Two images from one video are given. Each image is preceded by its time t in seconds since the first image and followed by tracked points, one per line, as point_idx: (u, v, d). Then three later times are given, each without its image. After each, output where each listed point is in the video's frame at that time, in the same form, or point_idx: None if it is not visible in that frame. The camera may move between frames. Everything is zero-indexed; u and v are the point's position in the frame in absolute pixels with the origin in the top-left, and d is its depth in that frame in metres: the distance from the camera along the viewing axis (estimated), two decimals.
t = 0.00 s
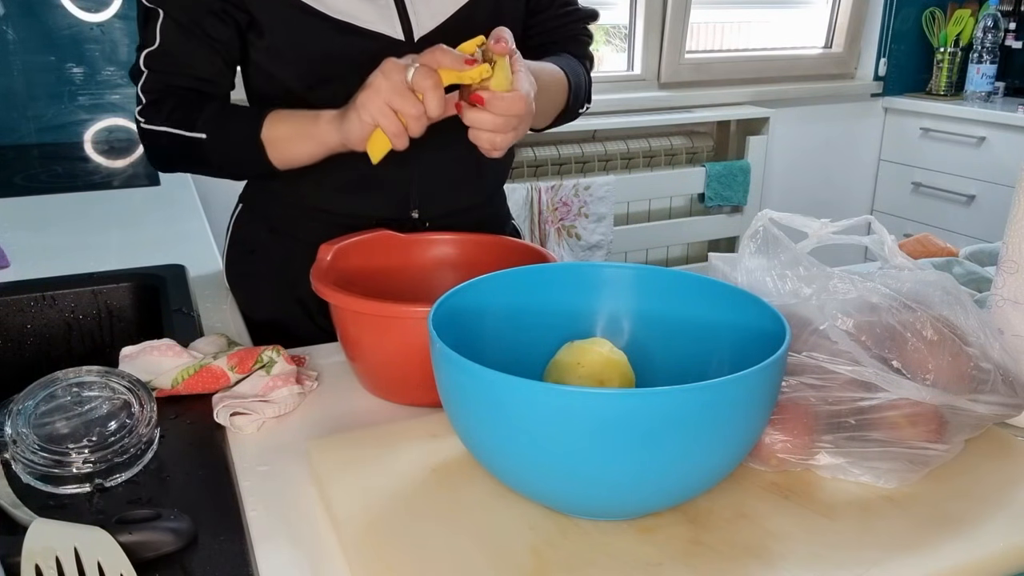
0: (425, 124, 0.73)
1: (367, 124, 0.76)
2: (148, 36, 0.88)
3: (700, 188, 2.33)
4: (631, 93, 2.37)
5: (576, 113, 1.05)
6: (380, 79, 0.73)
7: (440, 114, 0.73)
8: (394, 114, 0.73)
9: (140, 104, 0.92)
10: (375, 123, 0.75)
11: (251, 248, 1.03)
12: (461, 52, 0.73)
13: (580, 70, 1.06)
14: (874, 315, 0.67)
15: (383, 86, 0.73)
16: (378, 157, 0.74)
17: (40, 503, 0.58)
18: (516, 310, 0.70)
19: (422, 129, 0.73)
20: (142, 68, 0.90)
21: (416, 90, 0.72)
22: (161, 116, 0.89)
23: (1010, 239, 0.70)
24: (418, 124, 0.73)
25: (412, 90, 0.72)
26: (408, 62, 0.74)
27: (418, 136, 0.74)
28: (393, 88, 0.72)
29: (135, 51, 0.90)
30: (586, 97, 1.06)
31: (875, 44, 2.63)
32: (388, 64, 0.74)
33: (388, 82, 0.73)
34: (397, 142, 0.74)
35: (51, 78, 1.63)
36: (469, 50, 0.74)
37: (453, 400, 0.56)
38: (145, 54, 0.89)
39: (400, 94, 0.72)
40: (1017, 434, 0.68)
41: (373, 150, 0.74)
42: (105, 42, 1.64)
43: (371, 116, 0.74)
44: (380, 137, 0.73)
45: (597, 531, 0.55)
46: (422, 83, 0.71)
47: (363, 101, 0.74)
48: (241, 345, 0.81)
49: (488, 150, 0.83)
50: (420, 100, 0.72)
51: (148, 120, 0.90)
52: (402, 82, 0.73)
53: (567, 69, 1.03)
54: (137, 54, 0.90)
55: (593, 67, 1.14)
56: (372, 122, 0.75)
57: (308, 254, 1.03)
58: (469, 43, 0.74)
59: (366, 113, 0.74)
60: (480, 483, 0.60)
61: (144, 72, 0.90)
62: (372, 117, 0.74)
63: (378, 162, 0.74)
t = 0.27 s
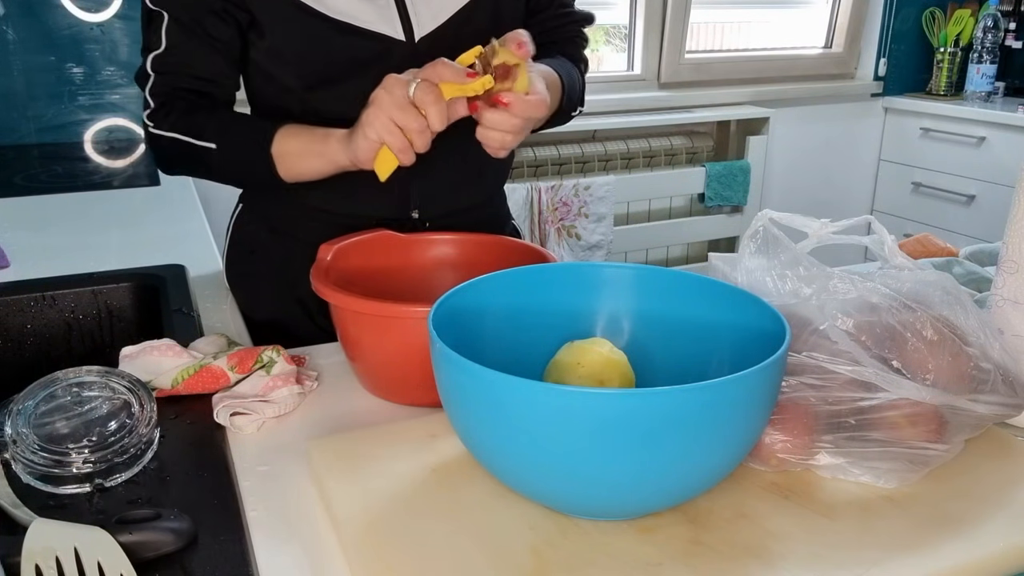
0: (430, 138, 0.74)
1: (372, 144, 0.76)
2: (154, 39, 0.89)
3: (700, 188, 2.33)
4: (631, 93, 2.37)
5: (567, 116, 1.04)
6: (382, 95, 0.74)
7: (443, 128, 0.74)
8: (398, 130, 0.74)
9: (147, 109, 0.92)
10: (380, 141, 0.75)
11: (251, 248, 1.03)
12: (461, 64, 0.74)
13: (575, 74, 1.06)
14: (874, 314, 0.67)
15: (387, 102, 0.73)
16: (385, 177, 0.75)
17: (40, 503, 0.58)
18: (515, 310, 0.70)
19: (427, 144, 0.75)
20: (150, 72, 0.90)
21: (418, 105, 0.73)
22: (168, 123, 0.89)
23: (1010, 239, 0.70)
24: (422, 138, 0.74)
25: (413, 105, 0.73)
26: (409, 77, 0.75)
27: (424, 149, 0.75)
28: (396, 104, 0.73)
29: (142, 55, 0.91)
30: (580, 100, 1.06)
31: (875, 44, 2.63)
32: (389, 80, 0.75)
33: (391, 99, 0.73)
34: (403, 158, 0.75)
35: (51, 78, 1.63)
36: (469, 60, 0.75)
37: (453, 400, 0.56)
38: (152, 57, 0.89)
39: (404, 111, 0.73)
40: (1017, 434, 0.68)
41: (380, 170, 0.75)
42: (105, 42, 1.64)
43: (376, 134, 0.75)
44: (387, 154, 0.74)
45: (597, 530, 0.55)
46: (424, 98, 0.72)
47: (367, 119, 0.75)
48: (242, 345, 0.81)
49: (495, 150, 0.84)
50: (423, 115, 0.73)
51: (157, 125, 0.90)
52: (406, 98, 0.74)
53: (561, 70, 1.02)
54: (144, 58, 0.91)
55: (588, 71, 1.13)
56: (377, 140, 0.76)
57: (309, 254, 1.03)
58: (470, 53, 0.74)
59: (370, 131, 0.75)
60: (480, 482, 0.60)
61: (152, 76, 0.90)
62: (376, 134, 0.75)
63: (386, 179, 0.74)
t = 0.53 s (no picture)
0: (436, 142, 0.74)
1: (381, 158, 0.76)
2: (183, 59, 0.90)
3: (700, 188, 2.33)
4: (631, 93, 2.37)
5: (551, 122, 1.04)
6: (381, 108, 0.74)
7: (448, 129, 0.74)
8: (402, 140, 0.74)
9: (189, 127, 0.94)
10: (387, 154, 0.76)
11: (251, 248, 1.03)
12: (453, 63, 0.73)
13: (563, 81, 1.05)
14: (874, 314, 0.67)
15: (385, 116, 0.74)
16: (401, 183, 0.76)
17: (40, 503, 0.58)
18: (515, 310, 0.70)
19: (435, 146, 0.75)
20: (184, 89, 0.92)
21: (419, 112, 0.73)
22: (206, 138, 0.91)
23: (1010, 240, 0.70)
24: (428, 142, 0.74)
25: (413, 112, 0.74)
26: (405, 83, 0.75)
27: (433, 153, 0.75)
28: (395, 115, 0.74)
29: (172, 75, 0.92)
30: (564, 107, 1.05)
31: (875, 44, 2.63)
32: (386, 89, 0.75)
33: (391, 110, 0.74)
34: (412, 165, 0.76)
35: (51, 78, 1.63)
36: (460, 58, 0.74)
37: (453, 400, 0.56)
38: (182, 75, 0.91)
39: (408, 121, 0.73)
40: (1017, 434, 0.68)
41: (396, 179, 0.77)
42: (105, 42, 1.65)
43: (381, 148, 0.75)
44: (399, 167, 0.75)
45: (597, 530, 0.55)
46: (422, 106, 0.73)
47: (370, 134, 0.75)
48: (242, 345, 0.81)
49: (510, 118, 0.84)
50: (424, 121, 0.73)
51: (197, 140, 0.92)
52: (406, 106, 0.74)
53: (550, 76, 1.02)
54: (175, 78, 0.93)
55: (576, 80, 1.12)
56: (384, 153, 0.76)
57: (309, 254, 1.03)
58: (459, 50, 0.73)
59: (375, 145, 0.75)
60: (480, 482, 0.60)
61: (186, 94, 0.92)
62: (381, 148, 0.75)
63: (404, 188, 0.76)
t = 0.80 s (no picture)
0: (419, 132, 0.73)
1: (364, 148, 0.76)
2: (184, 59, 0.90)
3: (700, 188, 2.33)
4: (631, 93, 2.37)
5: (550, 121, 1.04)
6: (363, 99, 0.74)
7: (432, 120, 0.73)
8: (384, 131, 0.73)
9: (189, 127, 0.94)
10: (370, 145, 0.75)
11: (251, 248, 1.03)
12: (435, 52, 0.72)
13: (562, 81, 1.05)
14: (874, 314, 0.67)
15: (365, 106, 0.74)
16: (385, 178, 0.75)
17: (40, 503, 0.58)
18: (516, 310, 0.70)
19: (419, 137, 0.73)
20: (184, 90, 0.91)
21: (400, 102, 0.72)
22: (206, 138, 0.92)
23: (1010, 239, 0.70)
24: (410, 133, 0.73)
25: (394, 102, 0.73)
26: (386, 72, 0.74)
27: (416, 143, 0.73)
28: (375, 105, 0.73)
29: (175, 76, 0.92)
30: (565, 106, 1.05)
31: (874, 44, 2.63)
32: (366, 79, 0.74)
33: (372, 100, 0.73)
34: (396, 157, 0.74)
35: (51, 78, 1.63)
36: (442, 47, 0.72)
37: (452, 400, 0.56)
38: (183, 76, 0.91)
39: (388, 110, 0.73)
40: (1017, 434, 0.68)
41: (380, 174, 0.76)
42: (105, 42, 1.65)
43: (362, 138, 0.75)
44: (383, 161, 0.74)
45: (597, 531, 0.55)
46: (404, 95, 0.71)
47: (351, 125, 0.75)
48: (241, 345, 0.81)
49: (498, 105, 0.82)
50: (406, 111, 0.72)
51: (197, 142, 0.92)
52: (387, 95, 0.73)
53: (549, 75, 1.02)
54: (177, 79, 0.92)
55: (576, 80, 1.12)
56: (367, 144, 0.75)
57: (309, 254, 1.03)
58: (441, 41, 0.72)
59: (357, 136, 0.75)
60: (480, 482, 0.60)
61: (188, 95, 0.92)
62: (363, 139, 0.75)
63: (388, 182, 0.75)
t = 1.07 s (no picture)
0: (414, 136, 0.72)
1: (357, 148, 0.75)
2: (184, 60, 0.91)
3: (700, 188, 2.33)
4: (631, 93, 2.37)
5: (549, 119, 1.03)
6: (360, 98, 0.73)
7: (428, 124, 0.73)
8: (379, 131, 0.73)
9: (192, 129, 0.94)
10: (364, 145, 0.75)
11: (251, 248, 1.03)
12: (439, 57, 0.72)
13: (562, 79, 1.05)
14: (874, 314, 0.67)
15: (361, 106, 0.73)
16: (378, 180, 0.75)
17: (40, 503, 0.58)
18: (515, 310, 0.70)
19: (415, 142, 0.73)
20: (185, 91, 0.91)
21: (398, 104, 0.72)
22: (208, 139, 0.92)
23: (1010, 239, 0.70)
24: (405, 136, 0.72)
25: (392, 104, 0.72)
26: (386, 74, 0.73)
27: (410, 147, 0.73)
28: (371, 105, 0.72)
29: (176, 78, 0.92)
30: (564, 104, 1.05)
31: (874, 44, 2.63)
32: (365, 78, 0.73)
33: (368, 100, 0.72)
34: (389, 159, 0.74)
35: (51, 78, 1.63)
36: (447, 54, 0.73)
37: (453, 400, 0.56)
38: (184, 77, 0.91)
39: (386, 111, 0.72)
40: (1018, 434, 0.68)
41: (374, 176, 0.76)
42: (105, 42, 1.65)
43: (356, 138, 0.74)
44: (377, 161, 0.74)
45: (597, 530, 0.55)
46: (403, 97, 0.71)
47: (346, 124, 0.74)
48: (242, 345, 0.81)
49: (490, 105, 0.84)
50: (403, 113, 0.72)
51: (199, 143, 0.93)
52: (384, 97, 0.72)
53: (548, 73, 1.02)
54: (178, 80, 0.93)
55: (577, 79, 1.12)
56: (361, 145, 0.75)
57: (309, 254, 1.03)
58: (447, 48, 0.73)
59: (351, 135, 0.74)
60: (480, 483, 0.60)
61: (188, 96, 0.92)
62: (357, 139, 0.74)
63: (380, 184, 0.75)
